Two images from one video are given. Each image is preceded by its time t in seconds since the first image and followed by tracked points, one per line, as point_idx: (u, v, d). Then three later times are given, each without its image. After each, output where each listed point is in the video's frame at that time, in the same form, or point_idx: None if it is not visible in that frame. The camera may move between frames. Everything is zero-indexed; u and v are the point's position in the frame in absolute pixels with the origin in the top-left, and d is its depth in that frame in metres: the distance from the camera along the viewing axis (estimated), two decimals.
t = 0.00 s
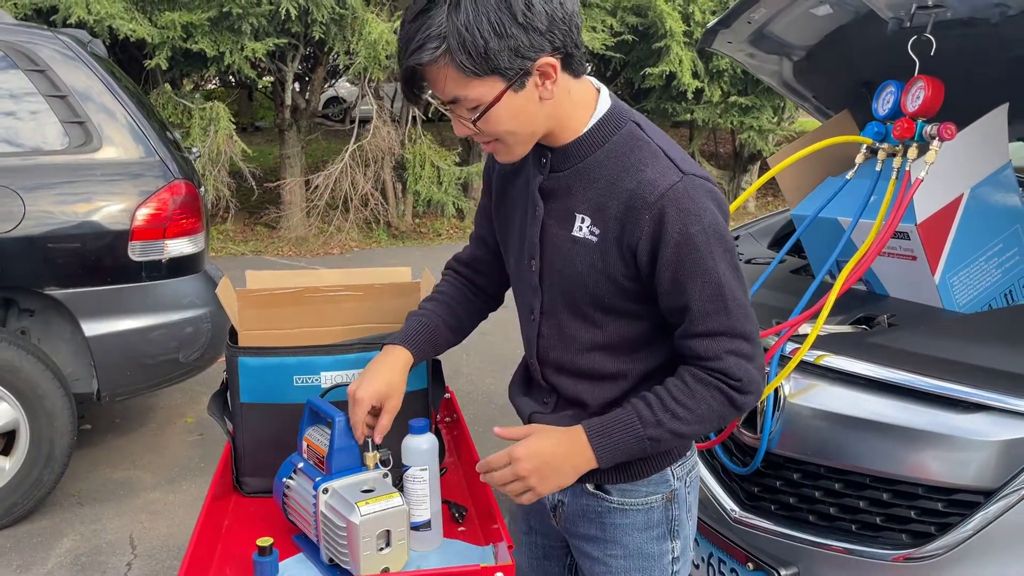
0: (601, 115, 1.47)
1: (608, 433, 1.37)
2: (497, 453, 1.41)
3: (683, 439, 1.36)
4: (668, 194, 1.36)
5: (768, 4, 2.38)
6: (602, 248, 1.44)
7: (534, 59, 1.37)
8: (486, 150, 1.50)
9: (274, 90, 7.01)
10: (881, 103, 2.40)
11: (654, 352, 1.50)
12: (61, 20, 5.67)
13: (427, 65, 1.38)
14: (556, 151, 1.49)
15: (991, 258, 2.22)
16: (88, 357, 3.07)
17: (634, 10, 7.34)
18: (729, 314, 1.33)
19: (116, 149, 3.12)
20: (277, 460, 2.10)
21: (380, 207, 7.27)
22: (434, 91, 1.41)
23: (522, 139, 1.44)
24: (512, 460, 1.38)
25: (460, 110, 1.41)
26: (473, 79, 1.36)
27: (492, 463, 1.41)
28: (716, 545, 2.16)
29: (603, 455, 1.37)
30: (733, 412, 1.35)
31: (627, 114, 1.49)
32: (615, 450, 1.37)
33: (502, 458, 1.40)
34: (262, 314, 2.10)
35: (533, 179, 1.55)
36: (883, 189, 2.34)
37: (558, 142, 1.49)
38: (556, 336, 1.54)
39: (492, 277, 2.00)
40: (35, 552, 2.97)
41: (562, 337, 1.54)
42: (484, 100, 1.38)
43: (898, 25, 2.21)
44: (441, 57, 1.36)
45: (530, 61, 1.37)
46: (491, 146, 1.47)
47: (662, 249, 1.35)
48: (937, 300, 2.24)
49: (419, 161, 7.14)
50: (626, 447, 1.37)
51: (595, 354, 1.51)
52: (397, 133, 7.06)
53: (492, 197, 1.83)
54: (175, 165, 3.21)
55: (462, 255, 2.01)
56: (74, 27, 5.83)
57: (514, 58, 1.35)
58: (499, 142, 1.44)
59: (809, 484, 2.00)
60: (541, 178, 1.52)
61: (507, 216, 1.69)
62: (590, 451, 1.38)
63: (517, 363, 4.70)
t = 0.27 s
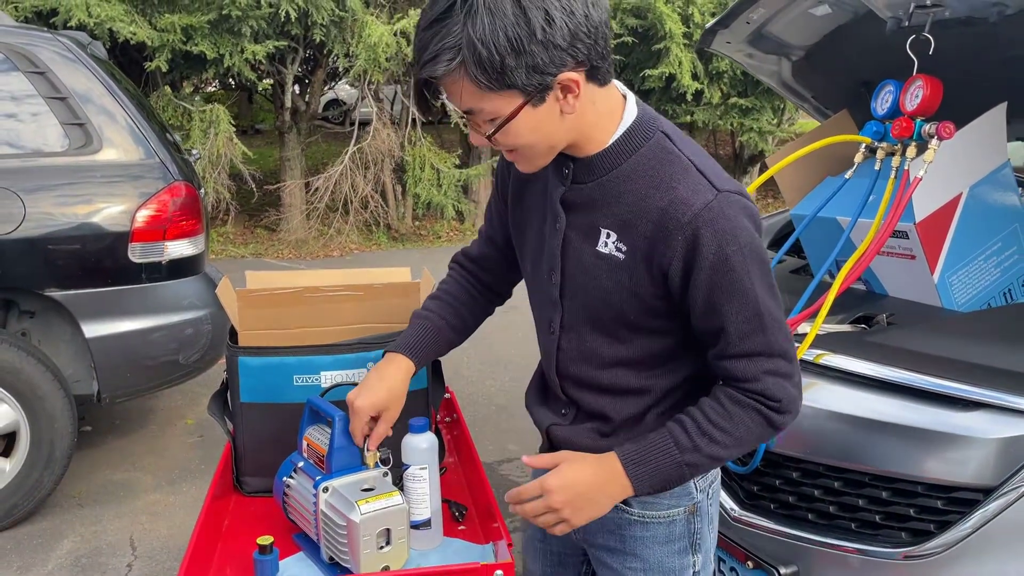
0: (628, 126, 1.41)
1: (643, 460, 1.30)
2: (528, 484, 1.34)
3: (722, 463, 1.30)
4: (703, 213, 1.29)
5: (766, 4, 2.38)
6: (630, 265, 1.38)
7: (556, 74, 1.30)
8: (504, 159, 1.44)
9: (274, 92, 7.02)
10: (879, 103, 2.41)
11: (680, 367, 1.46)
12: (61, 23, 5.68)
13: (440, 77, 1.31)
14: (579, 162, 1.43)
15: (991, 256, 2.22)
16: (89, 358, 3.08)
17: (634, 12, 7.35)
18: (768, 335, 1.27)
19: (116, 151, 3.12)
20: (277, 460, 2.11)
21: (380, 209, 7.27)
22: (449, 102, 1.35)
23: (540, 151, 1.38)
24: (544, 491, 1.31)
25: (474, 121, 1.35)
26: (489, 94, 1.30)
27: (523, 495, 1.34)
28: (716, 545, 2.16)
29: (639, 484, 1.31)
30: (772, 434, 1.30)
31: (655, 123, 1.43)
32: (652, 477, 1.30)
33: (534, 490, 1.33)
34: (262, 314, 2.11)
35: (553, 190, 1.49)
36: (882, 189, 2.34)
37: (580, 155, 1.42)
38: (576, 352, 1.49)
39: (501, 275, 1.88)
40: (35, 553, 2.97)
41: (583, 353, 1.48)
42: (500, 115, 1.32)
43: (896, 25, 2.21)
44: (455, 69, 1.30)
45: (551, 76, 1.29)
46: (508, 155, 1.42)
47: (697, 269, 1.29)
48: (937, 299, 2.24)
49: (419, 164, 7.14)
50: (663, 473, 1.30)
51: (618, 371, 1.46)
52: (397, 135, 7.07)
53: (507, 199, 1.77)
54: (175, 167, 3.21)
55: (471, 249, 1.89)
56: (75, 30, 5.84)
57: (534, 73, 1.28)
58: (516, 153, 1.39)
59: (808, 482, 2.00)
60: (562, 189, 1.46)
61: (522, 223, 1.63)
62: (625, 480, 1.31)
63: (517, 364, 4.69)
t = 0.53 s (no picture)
0: (651, 133, 1.38)
1: (654, 478, 1.27)
2: (535, 492, 1.32)
3: (736, 487, 1.27)
4: (725, 228, 1.26)
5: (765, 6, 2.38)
6: (648, 277, 1.36)
7: (572, 79, 1.28)
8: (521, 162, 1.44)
9: (273, 95, 7.02)
10: (878, 104, 2.41)
11: (699, 383, 1.44)
12: (60, 26, 5.69)
13: (456, 76, 1.32)
14: (600, 168, 1.41)
15: (990, 257, 2.22)
16: (88, 361, 3.08)
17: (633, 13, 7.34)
18: (792, 359, 1.24)
19: (115, 153, 3.12)
20: (276, 462, 2.11)
21: (380, 211, 7.27)
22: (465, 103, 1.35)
23: (556, 156, 1.36)
24: (548, 501, 1.29)
25: (489, 123, 1.35)
26: (503, 97, 1.29)
27: (529, 502, 1.32)
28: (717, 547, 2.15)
29: (647, 501, 1.28)
30: (791, 462, 1.26)
31: (681, 130, 1.40)
32: (661, 496, 1.27)
33: (540, 498, 1.31)
34: (262, 316, 2.11)
35: (573, 195, 1.47)
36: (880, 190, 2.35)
37: (599, 160, 1.40)
38: (591, 361, 1.48)
39: (513, 272, 1.83)
40: (35, 556, 2.97)
41: (597, 363, 1.47)
42: (513, 119, 1.31)
43: (893, 26, 2.21)
44: (469, 69, 1.30)
45: (566, 81, 1.28)
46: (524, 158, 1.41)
47: (717, 286, 1.26)
48: (936, 300, 2.24)
49: (419, 166, 7.14)
50: (673, 494, 1.27)
51: (633, 384, 1.45)
52: (396, 137, 7.07)
53: (524, 203, 1.74)
54: (174, 170, 3.21)
55: (482, 244, 1.84)
56: (74, 32, 5.85)
57: (549, 78, 1.27)
58: (531, 157, 1.38)
59: (808, 483, 2.00)
60: (582, 195, 1.44)
61: (540, 226, 1.62)
62: (632, 496, 1.28)
63: (518, 366, 4.69)
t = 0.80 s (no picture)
0: (663, 133, 1.38)
1: (625, 474, 1.27)
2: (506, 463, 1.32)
3: (708, 500, 1.26)
4: (725, 233, 1.26)
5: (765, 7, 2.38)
6: (648, 279, 1.36)
7: (586, 75, 1.28)
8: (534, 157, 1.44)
9: (274, 96, 7.02)
10: (878, 105, 2.40)
11: (701, 395, 1.42)
12: (61, 27, 5.69)
13: (470, 67, 1.32)
14: (611, 165, 1.41)
15: (992, 258, 2.21)
16: (88, 363, 3.08)
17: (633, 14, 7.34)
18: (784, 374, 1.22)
19: (115, 155, 3.12)
20: (276, 465, 2.11)
21: (381, 212, 7.27)
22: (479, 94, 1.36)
23: (567, 152, 1.36)
24: (518, 472, 1.28)
25: (502, 115, 1.35)
26: (516, 90, 1.29)
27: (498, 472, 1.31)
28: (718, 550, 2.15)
29: (614, 495, 1.28)
30: (771, 482, 1.24)
31: (694, 132, 1.39)
32: (629, 493, 1.27)
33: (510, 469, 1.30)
34: (262, 318, 2.10)
35: (582, 192, 1.48)
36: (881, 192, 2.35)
37: (611, 157, 1.40)
38: (592, 363, 1.48)
39: (524, 276, 1.81)
40: (36, 558, 2.97)
41: (597, 367, 1.47)
42: (525, 112, 1.31)
43: (894, 27, 2.21)
44: (483, 61, 1.30)
45: (580, 77, 1.27)
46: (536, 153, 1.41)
47: (715, 291, 1.25)
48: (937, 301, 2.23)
49: (419, 167, 7.13)
50: (640, 493, 1.27)
51: (632, 390, 1.45)
52: (396, 138, 7.07)
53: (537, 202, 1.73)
54: (174, 171, 3.21)
55: (494, 245, 1.82)
56: (74, 34, 5.85)
57: (562, 73, 1.26)
58: (543, 152, 1.38)
59: (809, 485, 1.99)
60: (590, 192, 1.44)
61: (551, 224, 1.63)
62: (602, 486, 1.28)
63: (518, 368, 4.69)
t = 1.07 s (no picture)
0: (663, 129, 1.37)
1: (636, 478, 1.26)
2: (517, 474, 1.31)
3: (722, 499, 1.25)
4: (726, 229, 1.25)
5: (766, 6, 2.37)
6: (650, 277, 1.35)
7: (584, 67, 1.27)
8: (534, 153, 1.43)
9: (275, 96, 7.01)
10: (879, 104, 2.40)
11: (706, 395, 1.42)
12: (61, 28, 5.69)
13: (468, 59, 1.32)
14: (611, 162, 1.40)
15: (994, 258, 2.20)
16: (89, 363, 3.07)
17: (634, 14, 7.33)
18: (790, 369, 1.21)
19: (116, 155, 3.12)
20: (277, 466, 2.10)
21: (381, 212, 7.26)
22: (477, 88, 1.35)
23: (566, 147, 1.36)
24: (528, 483, 1.28)
25: (501, 109, 1.35)
26: (514, 82, 1.29)
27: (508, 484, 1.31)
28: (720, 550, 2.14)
29: (627, 500, 1.27)
30: (784, 478, 1.23)
31: (693, 128, 1.39)
32: (641, 496, 1.26)
33: (520, 480, 1.30)
34: (263, 319, 2.10)
35: (581, 191, 1.48)
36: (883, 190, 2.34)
37: (611, 153, 1.39)
38: (593, 365, 1.47)
39: (522, 274, 1.81)
40: (37, 558, 2.96)
41: (599, 369, 1.47)
42: (523, 104, 1.31)
43: (895, 26, 2.20)
44: (480, 53, 1.30)
45: (578, 69, 1.27)
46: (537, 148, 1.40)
47: (717, 288, 1.25)
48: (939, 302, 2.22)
49: (420, 167, 7.12)
50: (654, 497, 1.26)
51: (633, 390, 1.44)
52: (398, 138, 7.07)
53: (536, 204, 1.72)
54: (175, 171, 3.21)
55: (493, 243, 1.81)
56: (75, 34, 5.85)
57: (560, 64, 1.26)
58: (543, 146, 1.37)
59: (811, 486, 1.99)
60: (589, 190, 1.44)
61: (551, 225, 1.62)
62: (614, 492, 1.27)
63: (519, 368, 4.68)
